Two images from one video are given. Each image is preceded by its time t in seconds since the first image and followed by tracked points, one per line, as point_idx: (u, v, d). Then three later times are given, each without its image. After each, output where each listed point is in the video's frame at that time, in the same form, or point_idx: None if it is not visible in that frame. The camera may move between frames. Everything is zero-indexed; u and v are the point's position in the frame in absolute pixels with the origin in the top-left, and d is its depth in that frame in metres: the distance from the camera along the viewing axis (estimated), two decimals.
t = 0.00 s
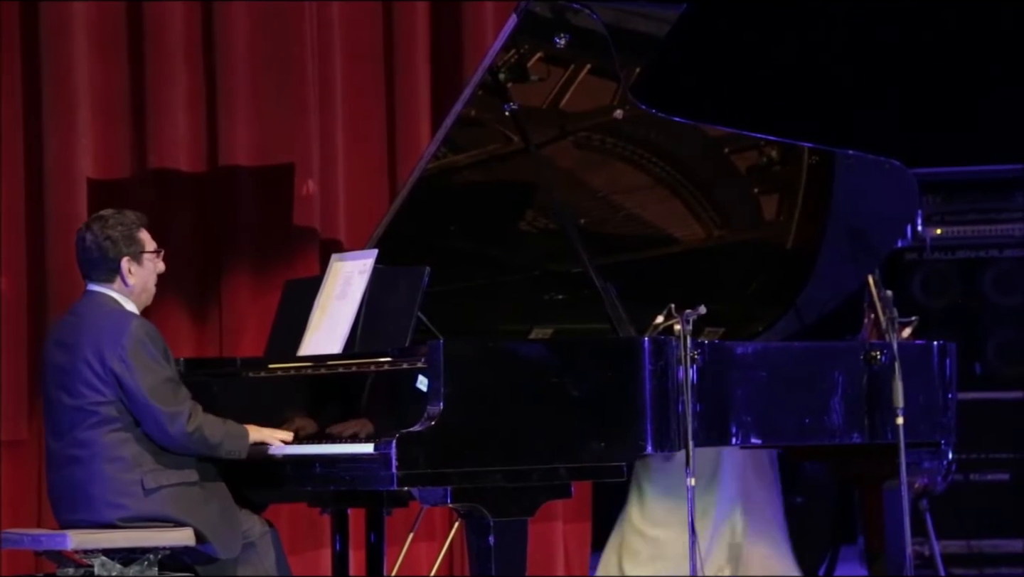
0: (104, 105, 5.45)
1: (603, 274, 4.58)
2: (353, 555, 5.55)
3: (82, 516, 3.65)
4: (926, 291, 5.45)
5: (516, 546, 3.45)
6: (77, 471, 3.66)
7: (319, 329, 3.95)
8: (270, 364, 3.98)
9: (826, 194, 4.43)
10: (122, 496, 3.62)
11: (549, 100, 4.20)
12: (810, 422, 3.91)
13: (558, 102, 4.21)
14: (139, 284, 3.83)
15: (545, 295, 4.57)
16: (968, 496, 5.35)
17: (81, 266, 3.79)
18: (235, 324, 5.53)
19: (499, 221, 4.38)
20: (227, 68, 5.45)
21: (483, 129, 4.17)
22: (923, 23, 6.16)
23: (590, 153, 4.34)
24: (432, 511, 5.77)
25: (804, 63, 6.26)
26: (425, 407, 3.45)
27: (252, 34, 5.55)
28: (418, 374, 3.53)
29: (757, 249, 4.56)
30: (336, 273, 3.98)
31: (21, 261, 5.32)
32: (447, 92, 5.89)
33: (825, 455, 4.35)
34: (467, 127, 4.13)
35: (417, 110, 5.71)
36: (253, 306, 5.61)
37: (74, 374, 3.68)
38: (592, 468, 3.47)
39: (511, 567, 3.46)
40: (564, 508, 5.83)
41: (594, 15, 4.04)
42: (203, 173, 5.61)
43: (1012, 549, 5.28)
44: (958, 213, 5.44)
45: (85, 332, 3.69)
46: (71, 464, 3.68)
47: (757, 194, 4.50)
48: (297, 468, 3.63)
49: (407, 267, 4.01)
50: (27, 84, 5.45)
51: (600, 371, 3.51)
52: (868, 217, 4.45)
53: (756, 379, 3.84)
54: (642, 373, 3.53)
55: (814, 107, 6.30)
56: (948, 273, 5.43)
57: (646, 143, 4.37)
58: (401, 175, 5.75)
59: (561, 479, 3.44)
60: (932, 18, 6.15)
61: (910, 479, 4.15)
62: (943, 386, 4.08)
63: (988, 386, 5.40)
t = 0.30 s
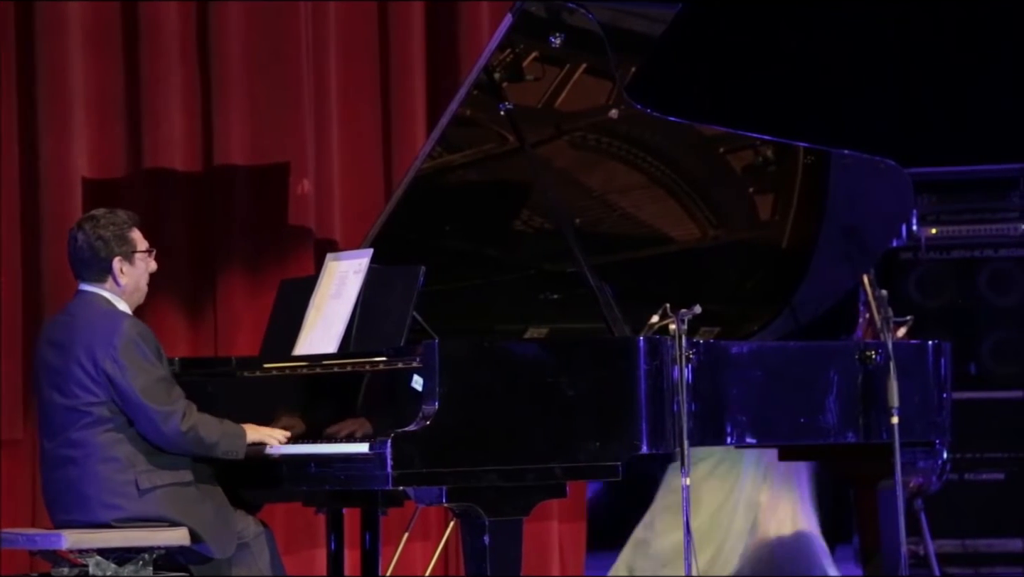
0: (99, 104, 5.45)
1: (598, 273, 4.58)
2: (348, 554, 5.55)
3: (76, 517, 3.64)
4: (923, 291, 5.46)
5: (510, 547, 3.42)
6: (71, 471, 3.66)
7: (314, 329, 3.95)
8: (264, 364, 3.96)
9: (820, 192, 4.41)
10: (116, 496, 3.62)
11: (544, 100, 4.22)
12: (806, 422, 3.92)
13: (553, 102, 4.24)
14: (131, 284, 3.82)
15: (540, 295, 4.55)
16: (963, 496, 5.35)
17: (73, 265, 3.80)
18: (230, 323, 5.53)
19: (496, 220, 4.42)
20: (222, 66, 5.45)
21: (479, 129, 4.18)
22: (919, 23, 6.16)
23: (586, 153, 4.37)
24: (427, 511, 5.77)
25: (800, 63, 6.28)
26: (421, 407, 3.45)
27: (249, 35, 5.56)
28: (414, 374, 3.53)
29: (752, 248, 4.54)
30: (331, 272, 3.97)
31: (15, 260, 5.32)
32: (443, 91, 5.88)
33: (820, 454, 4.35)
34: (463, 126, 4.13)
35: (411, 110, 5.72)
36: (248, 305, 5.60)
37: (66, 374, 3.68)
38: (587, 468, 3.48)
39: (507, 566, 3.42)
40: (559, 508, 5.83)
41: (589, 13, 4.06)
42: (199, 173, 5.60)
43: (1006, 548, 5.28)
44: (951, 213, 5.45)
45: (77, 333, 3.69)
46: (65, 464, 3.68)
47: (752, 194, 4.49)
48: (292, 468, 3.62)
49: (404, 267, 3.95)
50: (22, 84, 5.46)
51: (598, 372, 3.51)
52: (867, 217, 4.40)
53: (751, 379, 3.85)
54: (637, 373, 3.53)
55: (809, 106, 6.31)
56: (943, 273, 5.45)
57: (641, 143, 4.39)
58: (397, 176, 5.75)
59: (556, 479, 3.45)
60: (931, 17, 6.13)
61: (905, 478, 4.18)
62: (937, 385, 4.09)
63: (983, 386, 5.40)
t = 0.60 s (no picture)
0: (92, 103, 5.45)
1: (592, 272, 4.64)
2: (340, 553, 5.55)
3: (68, 517, 3.64)
4: (915, 291, 5.47)
5: (504, 545, 3.46)
6: (64, 471, 3.66)
7: (307, 329, 3.94)
8: (258, 363, 3.96)
9: (813, 193, 4.39)
10: (109, 496, 3.62)
11: (537, 99, 4.19)
12: (799, 421, 3.92)
13: (546, 102, 4.21)
14: (123, 284, 3.82)
15: (534, 295, 4.59)
16: (955, 496, 5.35)
17: (65, 266, 3.79)
18: (223, 323, 5.53)
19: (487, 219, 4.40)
20: (214, 69, 5.45)
21: (472, 129, 4.16)
22: (913, 24, 6.16)
23: (581, 154, 4.36)
24: (421, 510, 5.77)
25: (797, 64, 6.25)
26: (413, 406, 3.45)
27: (242, 35, 5.55)
28: (407, 373, 3.52)
29: (744, 248, 4.57)
30: (324, 272, 3.97)
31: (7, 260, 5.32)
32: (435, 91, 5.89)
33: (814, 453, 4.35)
34: (456, 126, 4.12)
35: (405, 110, 5.70)
36: (241, 305, 5.60)
37: (58, 374, 3.68)
38: (578, 467, 3.46)
39: (501, 565, 3.46)
40: (553, 508, 5.83)
41: (583, 14, 4.00)
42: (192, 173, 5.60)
43: (999, 548, 5.29)
44: (946, 212, 5.38)
45: (69, 333, 3.68)
46: (57, 465, 3.68)
47: (745, 194, 4.47)
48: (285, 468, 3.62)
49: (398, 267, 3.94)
50: (14, 84, 5.45)
51: (594, 372, 3.50)
52: (855, 216, 4.38)
53: (743, 378, 3.85)
54: (631, 372, 3.52)
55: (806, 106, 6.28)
56: (935, 274, 5.46)
57: (634, 143, 4.36)
58: (390, 175, 5.74)
59: (549, 479, 3.45)
60: (930, 19, 6.15)
61: (899, 478, 4.15)
62: (930, 385, 4.08)
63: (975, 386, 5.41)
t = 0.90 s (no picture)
0: (81, 103, 5.45)
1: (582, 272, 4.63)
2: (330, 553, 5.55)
3: (58, 517, 3.64)
4: (904, 290, 5.48)
5: (494, 548, 3.44)
6: (54, 471, 3.66)
7: (297, 328, 3.95)
8: (248, 364, 3.97)
9: (803, 194, 4.40)
10: (98, 496, 3.61)
11: (527, 100, 4.18)
12: (788, 421, 3.92)
13: (536, 101, 4.20)
14: (112, 283, 3.81)
15: (524, 295, 4.56)
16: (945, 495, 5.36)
17: (55, 265, 3.78)
18: (212, 324, 5.52)
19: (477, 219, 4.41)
20: (204, 71, 5.48)
21: (461, 129, 4.15)
22: (903, 24, 6.17)
23: (570, 153, 4.36)
24: (410, 510, 5.77)
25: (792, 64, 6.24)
26: (403, 406, 3.45)
27: (231, 34, 5.58)
28: (396, 372, 3.54)
29: (733, 248, 4.56)
30: (313, 273, 3.98)
31: None
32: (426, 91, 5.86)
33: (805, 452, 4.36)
34: (445, 125, 4.11)
35: (396, 110, 5.71)
36: (231, 305, 5.58)
37: (47, 374, 3.67)
38: (568, 467, 3.47)
39: (490, 566, 3.43)
40: (542, 508, 5.83)
41: (574, 14, 4.01)
42: (182, 172, 5.60)
43: (988, 547, 5.28)
44: (936, 214, 5.41)
45: (58, 333, 3.68)
46: (47, 464, 3.68)
47: (735, 194, 4.47)
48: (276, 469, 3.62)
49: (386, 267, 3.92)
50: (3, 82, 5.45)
51: (586, 370, 3.52)
52: (844, 214, 4.39)
53: (733, 378, 3.85)
54: (620, 372, 3.54)
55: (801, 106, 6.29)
56: (925, 273, 5.47)
57: (624, 143, 4.37)
58: (380, 175, 5.75)
59: (539, 478, 3.45)
60: (931, 19, 6.14)
61: (888, 477, 4.16)
62: (919, 385, 4.10)
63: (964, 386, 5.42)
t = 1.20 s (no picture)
0: (64, 102, 5.44)
1: (568, 272, 4.60)
2: (313, 554, 5.53)
3: (41, 518, 3.63)
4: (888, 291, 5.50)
5: (477, 550, 3.44)
6: (36, 472, 3.65)
7: (281, 328, 3.94)
8: (232, 364, 3.97)
9: (786, 194, 4.44)
10: (82, 497, 3.60)
11: (511, 100, 4.19)
12: (771, 421, 3.93)
13: (521, 101, 4.20)
14: (96, 283, 3.80)
15: (508, 295, 4.56)
16: (928, 495, 5.36)
17: (39, 264, 3.77)
18: (195, 323, 5.51)
19: (460, 218, 4.38)
20: (188, 71, 5.47)
21: (444, 128, 4.15)
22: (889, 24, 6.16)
23: (554, 153, 4.34)
24: (394, 511, 5.76)
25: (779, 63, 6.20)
26: (387, 407, 3.44)
27: (216, 34, 5.55)
28: (380, 373, 3.54)
29: (716, 247, 4.55)
30: (297, 273, 3.98)
31: None
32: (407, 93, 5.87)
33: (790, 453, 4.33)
34: (428, 125, 4.11)
35: (379, 109, 5.70)
36: (214, 305, 5.57)
37: (29, 374, 3.67)
38: (552, 467, 3.48)
39: (474, 567, 3.43)
40: (526, 508, 5.83)
41: (558, 14, 4.04)
42: (166, 172, 5.58)
43: (971, 547, 5.29)
44: (917, 215, 5.47)
45: (40, 333, 3.67)
46: (30, 465, 3.67)
47: (719, 194, 4.46)
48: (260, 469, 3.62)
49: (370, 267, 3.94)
50: None
51: (573, 370, 3.54)
52: (827, 216, 4.46)
53: (715, 378, 3.85)
54: (604, 372, 3.57)
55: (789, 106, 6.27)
56: (908, 271, 5.49)
57: (608, 142, 4.36)
58: (364, 175, 5.74)
59: (522, 478, 3.45)
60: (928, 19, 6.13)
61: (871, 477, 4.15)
62: (903, 385, 4.10)
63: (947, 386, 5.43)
